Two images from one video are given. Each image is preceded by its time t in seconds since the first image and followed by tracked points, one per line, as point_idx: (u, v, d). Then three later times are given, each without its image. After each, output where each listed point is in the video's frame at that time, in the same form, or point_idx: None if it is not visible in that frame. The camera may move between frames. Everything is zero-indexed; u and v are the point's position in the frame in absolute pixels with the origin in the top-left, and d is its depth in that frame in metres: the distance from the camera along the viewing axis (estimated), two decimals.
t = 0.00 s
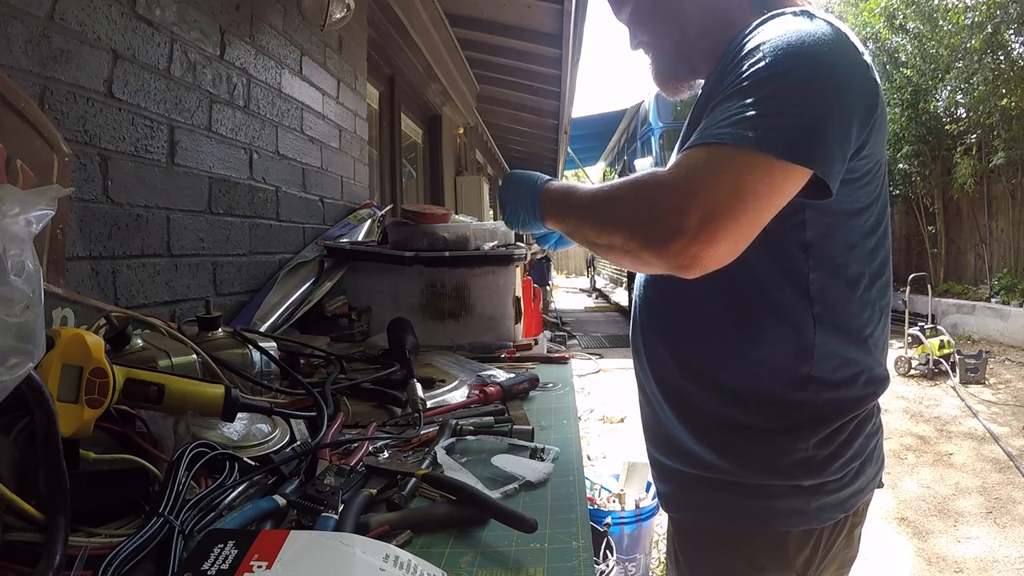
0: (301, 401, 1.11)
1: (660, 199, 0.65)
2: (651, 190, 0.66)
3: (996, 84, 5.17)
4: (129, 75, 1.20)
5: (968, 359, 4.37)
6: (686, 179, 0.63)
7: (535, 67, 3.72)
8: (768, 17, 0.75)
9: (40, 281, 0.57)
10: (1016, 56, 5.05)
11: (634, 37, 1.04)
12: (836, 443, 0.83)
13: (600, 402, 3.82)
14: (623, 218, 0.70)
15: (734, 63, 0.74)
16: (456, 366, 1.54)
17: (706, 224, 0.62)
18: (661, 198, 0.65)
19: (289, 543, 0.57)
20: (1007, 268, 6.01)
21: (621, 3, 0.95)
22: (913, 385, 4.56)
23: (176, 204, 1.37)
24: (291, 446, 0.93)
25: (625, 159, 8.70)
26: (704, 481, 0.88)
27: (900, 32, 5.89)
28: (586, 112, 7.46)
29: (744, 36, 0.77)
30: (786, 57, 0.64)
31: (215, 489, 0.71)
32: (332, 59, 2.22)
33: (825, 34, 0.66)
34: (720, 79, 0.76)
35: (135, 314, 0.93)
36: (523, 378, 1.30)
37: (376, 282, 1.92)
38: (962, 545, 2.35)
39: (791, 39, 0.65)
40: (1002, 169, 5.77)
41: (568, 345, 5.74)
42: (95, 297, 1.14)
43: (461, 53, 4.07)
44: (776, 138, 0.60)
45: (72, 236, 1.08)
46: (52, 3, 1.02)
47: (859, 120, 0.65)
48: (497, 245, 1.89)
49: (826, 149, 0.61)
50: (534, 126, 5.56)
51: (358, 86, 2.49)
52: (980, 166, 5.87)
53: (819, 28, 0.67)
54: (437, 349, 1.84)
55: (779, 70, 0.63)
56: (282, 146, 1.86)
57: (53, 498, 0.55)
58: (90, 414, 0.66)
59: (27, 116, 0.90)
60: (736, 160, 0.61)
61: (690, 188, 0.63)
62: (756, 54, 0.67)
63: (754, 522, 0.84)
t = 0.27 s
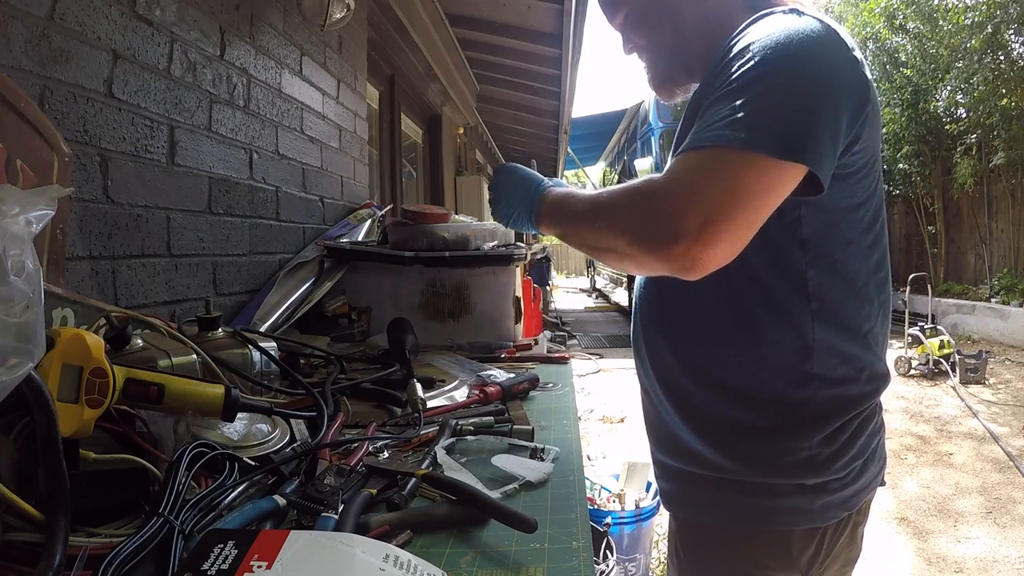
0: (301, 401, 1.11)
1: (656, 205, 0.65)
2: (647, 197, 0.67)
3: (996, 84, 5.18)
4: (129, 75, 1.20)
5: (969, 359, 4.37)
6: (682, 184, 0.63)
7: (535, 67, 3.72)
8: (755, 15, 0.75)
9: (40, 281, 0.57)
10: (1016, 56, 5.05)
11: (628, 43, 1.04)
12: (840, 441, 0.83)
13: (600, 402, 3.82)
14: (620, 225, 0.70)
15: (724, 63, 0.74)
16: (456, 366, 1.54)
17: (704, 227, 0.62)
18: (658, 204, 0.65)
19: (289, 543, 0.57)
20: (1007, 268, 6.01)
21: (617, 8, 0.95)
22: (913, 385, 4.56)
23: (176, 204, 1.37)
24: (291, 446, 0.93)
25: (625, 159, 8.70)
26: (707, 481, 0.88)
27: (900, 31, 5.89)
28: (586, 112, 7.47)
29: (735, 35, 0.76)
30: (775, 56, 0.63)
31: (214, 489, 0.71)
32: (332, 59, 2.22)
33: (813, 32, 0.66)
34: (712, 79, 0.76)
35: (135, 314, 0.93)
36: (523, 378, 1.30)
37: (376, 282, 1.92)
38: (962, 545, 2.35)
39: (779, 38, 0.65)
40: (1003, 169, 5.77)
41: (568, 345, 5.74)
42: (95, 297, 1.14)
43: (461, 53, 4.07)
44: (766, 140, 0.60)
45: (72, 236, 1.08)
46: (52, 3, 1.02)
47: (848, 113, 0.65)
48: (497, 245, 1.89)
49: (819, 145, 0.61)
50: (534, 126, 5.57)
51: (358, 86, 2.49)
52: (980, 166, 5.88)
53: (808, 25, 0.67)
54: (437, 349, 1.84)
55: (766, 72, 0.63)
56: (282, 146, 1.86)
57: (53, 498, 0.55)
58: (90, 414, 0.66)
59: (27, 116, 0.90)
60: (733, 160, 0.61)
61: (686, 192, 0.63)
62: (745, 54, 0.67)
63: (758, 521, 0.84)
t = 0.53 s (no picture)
0: (301, 401, 1.11)
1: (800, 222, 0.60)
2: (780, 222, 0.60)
3: (996, 84, 5.18)
4: (129, 75, 1.20)
5: (969, 359, 4.38)
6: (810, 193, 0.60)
7: (535, 67, 3.72)
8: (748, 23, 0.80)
9: (40, 281, 0.57)
10: (1016, 56, 5.06)
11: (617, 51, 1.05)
12: (848, 437, 0.83)
13: (600, 402, 3.82)
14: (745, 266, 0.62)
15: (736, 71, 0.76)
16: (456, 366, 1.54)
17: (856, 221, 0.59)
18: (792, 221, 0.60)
19: (288, 542, 0.57)
20: (1007, 268, 6.01)
21: (606, 12, 0.96)
22: (913, 385, 4.56)
23: (176, 204, 1.37)
24: (291, 446, 0.93)
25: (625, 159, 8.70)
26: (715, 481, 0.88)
27: (901, 31, 5.89)
28: (586, 112, 7.47)
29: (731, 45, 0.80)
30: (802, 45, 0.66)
31: (215, 489, 0.71)
32: (332, 59, 2.22)
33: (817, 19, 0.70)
34: (721, 92, 0.78)
35: (135, 314, 0.93)
36: (523, 378, 1.30)
37: (376, 282, 1.91)
38: (962, 545, 2.35)
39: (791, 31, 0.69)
40: (1003, 169, 5.77)
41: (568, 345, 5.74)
42: (95, 297, 1.14)
43: (461, 53, 4.08)
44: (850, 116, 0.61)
45: (72, 236, 1.08)
46: (52, 3, 1.02)
47: (874, 88, 0.69)
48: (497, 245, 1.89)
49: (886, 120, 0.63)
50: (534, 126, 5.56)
51: (358, 86, 2.49)
52: (980, 166, 5.88)
53: (819, 19, 0.70)
54: (437, 349, 1.84)
55: (808, 55, 0.65)
56: (282, 146, 1.86)
57: (53, 498, 0.55)
58: (90, 414, 0.66)
59: (27, 116, 0.90)
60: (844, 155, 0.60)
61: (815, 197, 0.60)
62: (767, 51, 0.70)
63: (768, 521, 0.84)
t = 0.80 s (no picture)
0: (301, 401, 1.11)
1: (905, 203, 0.59)
2: (890, 204, 0.59)
3: (996, 83, 5.18)
4: (129, 75, 1.20)
5: (969, 359, 4.37)
6: (909, 167, 0.60)
7: (535, 67, 3.72)
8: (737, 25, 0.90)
9: (39, 281, 0.57)
10: (1016, 56, 5.06)
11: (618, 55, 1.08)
12: (865, 432, 0.83)
13: (600, 402, 3.82)
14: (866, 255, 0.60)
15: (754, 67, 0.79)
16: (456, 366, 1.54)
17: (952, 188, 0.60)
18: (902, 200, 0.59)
19: (288, 542, 0.57)
20: (1007, 268, 6.01)
21: None
22: (913, 385, 4.56)
23: (176, 204, 1.37)
24: (291, 446, 0.93)
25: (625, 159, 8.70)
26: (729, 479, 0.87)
27: (901, 31, 5.90)
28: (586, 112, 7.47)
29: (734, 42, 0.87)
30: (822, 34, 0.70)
31: (214, 489, 0.71)
32: (332, 59, 2.22)
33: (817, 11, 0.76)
34: (742, 88, 0.81)
35: (135, 314, 0.93)
36: (523, 378, 1.30)
37: (376, 282, 1.91)
38: (962, 545, 2.35)
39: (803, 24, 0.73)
40: (1003, 169, 5.77)
41: (568, 345, 5.73)
42: (95, 297, 1.14)
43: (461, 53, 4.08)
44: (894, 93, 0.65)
45: (72, 236, 1.08)
46: (51, 3, 1.01)
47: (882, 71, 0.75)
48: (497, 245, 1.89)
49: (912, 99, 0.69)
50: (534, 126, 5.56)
51: (358, 86, 2.49)
52: (980, 166, 5.88)
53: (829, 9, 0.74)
54: (437, 349, 1.84)
55: (838, 40, 0.69)
56: (282, 146, 1.86)
57: (53, 498, 0.55)
58: (90, 414, 0.66)
59: (27, 115, 0.90)
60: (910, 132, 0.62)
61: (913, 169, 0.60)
62: (788, 45, 0.73)
63: (787, 516, 0.84)
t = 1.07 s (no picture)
0: (301, 402, 1.11)
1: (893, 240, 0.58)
2: (882, 227, 0.58)
3: (997, 84, 5.19)
4: (129, 75, 1.20)
5: (968, 359, 4.38)
6: (899, 190, 0.59)
7: (535, 67, 3.72)
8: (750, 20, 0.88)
9: (40, 281, 0.57)
10: (1016, 56, 5.07)
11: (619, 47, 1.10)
12: (886, 432, 0.84)
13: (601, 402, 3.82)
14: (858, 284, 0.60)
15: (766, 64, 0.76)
16: (456, 366, 1.54)
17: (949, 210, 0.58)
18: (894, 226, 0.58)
19: (288, 542, 0.57)
20: (1007, 268, 6.01)
21: None
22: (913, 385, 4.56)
23: (176, 204, 1.37)
24: (291, 446, 0.93)
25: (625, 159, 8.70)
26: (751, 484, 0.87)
27: (901, 31, 5.92)
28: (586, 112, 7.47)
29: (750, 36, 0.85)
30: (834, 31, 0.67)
31: (215, 489, 0.71)
32: (332, 59, 2.22)
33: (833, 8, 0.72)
34: (757, 88, 0.77)
35: (135, 314, 0.93)
36: (523, 378, 1.30)
37: (376, 282, 1.91)
38: (962, 545, 2.35)
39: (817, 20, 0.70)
40: (1003, 169, 5.78)
41: (568, 345, 5.73)
42: (95, 297, 1.14)
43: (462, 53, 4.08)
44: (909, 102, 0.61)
45: (72, 237, 1.08)
46: (52, 3, 1.01)
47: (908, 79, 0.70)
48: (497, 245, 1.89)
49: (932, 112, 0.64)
50: (534, 126, 5.56)
51: (358, 86, 2.49)
52: (980, 166, 5.88)
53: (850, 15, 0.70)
54: (437, 349, 1.84)
55: (855, 48, 0.64)
56: (282, 146, 1.86)
57: (53, 498, 0.55)
58: (90, 414, 0.66)
59: (27, 116, 0.90)
60: (915, 148, 0.60)
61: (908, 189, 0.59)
62: (801, 41, 0.70)
63: (811, 521, 0.84)
